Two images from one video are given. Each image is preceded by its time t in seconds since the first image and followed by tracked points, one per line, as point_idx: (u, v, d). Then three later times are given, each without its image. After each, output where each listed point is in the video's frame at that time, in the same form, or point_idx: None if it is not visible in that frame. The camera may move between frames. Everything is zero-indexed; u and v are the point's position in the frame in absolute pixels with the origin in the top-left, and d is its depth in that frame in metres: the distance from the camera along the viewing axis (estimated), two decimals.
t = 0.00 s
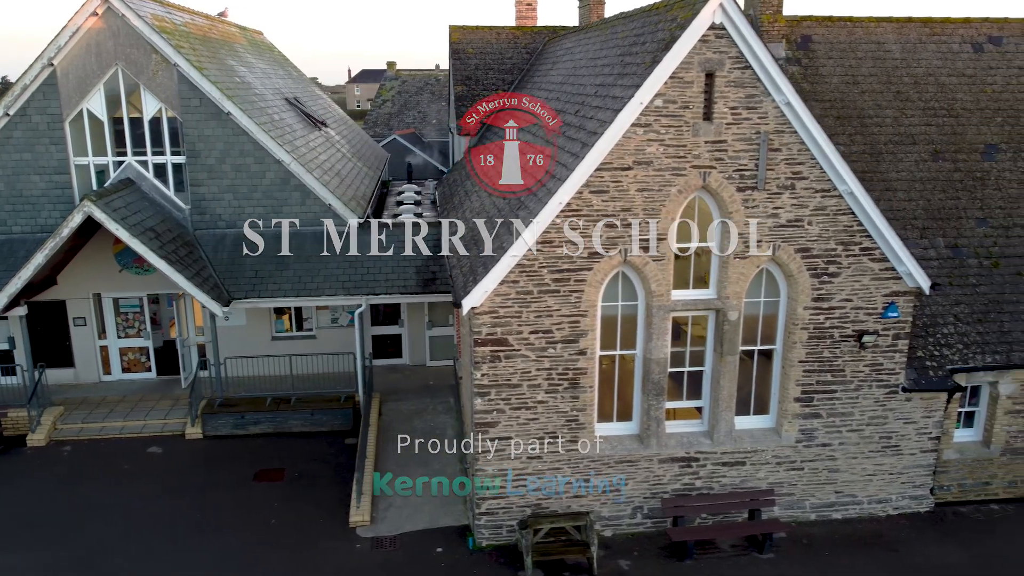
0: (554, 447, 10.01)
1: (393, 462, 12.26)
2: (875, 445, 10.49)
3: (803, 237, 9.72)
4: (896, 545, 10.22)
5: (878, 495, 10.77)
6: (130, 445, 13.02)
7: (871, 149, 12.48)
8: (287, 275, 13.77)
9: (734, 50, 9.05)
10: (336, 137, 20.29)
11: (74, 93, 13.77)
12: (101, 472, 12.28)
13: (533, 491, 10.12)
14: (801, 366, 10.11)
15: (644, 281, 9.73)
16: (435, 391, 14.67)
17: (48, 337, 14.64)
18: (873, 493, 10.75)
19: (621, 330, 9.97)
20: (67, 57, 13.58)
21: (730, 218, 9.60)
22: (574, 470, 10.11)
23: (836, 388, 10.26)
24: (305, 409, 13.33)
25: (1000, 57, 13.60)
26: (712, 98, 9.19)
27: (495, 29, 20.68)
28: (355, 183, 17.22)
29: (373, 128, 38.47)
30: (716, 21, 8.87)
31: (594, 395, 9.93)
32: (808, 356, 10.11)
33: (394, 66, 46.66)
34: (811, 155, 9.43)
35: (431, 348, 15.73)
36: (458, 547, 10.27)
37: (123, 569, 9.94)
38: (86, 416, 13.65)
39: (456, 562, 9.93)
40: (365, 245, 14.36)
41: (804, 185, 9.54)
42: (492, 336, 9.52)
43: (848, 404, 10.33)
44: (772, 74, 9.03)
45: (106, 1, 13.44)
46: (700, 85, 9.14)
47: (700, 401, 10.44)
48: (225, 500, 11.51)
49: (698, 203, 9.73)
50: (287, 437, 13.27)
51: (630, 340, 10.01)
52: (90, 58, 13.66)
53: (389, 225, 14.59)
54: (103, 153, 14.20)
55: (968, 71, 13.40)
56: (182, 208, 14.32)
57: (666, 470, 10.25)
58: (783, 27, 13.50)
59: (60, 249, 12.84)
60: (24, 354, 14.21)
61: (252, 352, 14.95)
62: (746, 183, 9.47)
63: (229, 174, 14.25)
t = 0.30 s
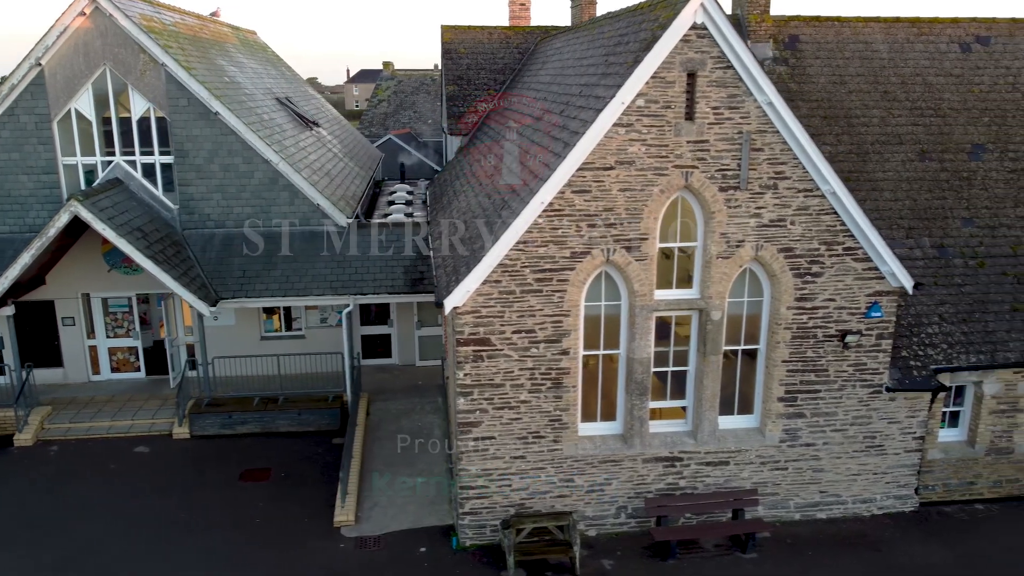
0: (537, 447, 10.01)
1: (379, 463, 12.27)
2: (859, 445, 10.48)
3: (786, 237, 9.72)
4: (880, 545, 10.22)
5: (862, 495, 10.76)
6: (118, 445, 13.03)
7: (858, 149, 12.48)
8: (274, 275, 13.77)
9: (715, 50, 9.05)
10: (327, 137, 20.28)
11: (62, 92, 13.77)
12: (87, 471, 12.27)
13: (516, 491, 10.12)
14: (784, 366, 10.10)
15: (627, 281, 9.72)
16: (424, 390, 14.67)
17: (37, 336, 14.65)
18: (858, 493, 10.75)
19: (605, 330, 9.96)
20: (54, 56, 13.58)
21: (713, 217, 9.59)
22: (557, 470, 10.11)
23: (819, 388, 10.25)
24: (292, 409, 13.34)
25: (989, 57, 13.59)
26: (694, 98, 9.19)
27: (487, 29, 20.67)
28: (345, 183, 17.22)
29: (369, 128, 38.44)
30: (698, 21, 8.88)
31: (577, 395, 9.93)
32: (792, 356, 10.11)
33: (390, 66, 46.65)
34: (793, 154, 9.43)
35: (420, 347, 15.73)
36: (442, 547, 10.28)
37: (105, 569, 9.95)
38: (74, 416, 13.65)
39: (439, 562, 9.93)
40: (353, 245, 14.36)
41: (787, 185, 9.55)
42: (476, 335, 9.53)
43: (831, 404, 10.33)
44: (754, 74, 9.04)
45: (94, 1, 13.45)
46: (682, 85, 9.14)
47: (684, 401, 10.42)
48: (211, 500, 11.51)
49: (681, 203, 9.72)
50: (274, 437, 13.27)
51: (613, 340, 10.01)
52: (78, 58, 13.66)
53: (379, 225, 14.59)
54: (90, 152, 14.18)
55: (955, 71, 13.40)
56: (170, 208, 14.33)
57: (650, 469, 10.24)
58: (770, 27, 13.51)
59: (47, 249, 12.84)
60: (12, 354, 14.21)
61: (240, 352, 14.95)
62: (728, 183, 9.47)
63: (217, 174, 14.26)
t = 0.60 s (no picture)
0: (520, 446, 10.00)
1: (365, 463, 12.27)
2: (843, 445, 10.48)
3: (768, 237, 9.72)
4: (863, 546, 10.22)
5: (846, 494, 10.76)
6: (105, 445, 13.03)
7: (844, 149, 12.48)
8: (262, 275, 13.78)
9: (696, 50, 9.06)
10: (319, 137, 20.26)
11: (50, 92, 13.79)
12: (73, 471, 12.28)
13: (499, 490, 10.12)
14: (767, 366, 10.10)
15: (608, 281, 9.72)
16: (412, 390, 14.67)
17: (25, 336, 14.66)
18: (841, 493, 10.75)
19: (587, 330, 9.95)
20: (41, 57, 13.60)
21: (695, 217, 9.59)
22: (541, 470, 10.11)
23: (802, 388, 10.25)
24: (279, 409, 13.35)
25: (977, 57, 13.57)
26: (675, 98, 9.20)
27: (478, 29, 20.64)
28: (335, 183, 17.22)
29: (364, 129, 38.43)
30: (678, 21, 8.88)
31: (560, 395, 9.93)
32: (775, 356, 10.10)
33: (387, 66, 46.67)
34: (774, 154, 9.44)
35: (409, 347, 15.74)
36: (425, 547, 10.28)
37: (88, 569, 9.94)
38: (61, 416, 13.65)
39: (421, 562, 9.93)
40: (341, 245, 14.37)
41: (769, 185, 9.55)
42: (458, 335, 9.53)
43: (814, 404, 10.33)
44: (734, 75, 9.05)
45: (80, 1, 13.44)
46: (663, 85, 9.15)
47: (667, 401, 10.42)
48: (196, 500, 11.52)
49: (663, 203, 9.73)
50: (261, 437, 13.27)
51: (596, 340, 10.01)
52: (65, 59, 13.67)
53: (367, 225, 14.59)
54: (78, 152, 14.18)
55: (943, 71, 13.39)
56: (158, 208, 14.33)
57: (632, 469, 10.24)
58: (757, 27, 13.45)
59: (34, 249, 12.84)
60: None
61: (229, 352, 14.95)
62: (710, 183, 9.48)
63: (205, 174, 14.26)
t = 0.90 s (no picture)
0: (502, 446, 10.00)
1: (350, 463, 12.27)
2: (826, 444, 10.48)
3: (749, 237, 9.72)
4: (845, 546, 10.22)
5: (829, 494, 10.77)
6: (91, 445, 13.02)
7: (830, 148, 12.47)
8: (248, 275, 13.78)
9: (676, 50, 9.06)
10: (310, 137, 20.26)
11: (36, 92, 13.79)
12: (58, 470, 12.27)
13: (481, 490, 10.12)
14: (750, 366, 10.09)
15: (590, 281, 9.71)
16: (399, 390, 14.67)
17: (13, 336, 14.66)
18: (825, 493, 10.75)
19: (569, 330, 9.94)
20: (27, 57, 13.60)
21: (676, 217, 9.59)
22: (523, 470, 10.11)
23: (785, 388, 10.25)
24: (265, 409, 13.35)
25: (962, 57, 13.59)
26: (655, 99, 9.20)
27: (469, 29, 20.57)
28: (325, 184, 17.23)
29: (359, 129, 38.44)
30: (658, 21, 8.87)
31: (542, 395, 9.93)
32: (757, 356, 10.09)
33: (383, 66, 46.72)
34: (755, 154, 9.44)
35: (397, 347, 15.73)
36: (408, 547, 10.28)
37: (69, 569, 9.94)
38: (48, 416, 13.64)
39: (403, 562, 9.94)
40: (329, 245, 14.37)
41: (750, 185, 9.55)
42: (439, 335, 9.54)
43: (797, 404, 10.33)
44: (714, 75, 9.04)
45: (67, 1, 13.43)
46: (643, 85, 9.15)
47: (650, 401, 10.40)
48: (180, 500, 11.51)
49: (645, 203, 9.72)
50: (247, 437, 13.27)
51: (578, 340, 9.99)
52: (52, 59, 13.67)
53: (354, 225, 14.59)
54: (65, 152, 14.18)
55: (928, 72, 13.40)
56: (145, 208, 14.33)
57: (615, 469, 10.23)
58: (743, 27, 13.47)
59: (20, 249, 12.84)
60: None
61: (217, 352, 14.95)
62: (691, 183, 9.48)
63: (192, 174, 14.25)
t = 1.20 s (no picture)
0: (483, 446, 10.00)
1: (335, 464, 12.27)
2: (808, 444, 10.48)
3: (730, 237, 9.72)
4: (827, 546, 10.22)
5: (811, 495, 10.77)
6: (77, 445, 13.02)
7: (815, 148, 12.47)
8: (235, 275, 13.78)
9: (656, 50, 9.06)
10: (301, 137, 20.25)
11: (22, 92, 13.79)
12: (42, 470, 12.27)
13: (462, 490, 10.13)
14: (731, 366, 10.08)
15: (570, 281, 9.70)
16: (386, 391, 14.67)
17: None
18: (807, 493, 10.75)
19: (550, 330, 9.92)
20: (13, 57, 13.60)
21: (658, 217, 9.58)
22: (505, 470, 10.10)
23: (767, 388, 10.24)
24: (251, 409, 13.35)
25: (949, 59, 13.41)
26: (635, 99, 9.20)
27: (460, 29, 20.44)
28: (315, 184, 17.23)
29: (354, 129, 38.40)
30: (637, 21, 8.88)
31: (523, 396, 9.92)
32: (739, 356, 10.08)
33: (378, 66, 46.73)
34: (735, 154, 9.44)
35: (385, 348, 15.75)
36: (390, 548, 10.28)
37: (50, 569, 9.93)
38: (34, 416, 13.64)
39: (384, 562, 9.94)
40: (316, 246, 14.37)
41: (730, 186, 9.55)
42: (420, 334, 9.53)
43: (779, 404, 10.31)
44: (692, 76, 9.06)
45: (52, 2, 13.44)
46: (623, 85, 9.15)
47: (632, 402, 10.37)
48: (164, 500, 11.51)
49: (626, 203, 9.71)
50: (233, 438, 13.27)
51: (559, 340, 9.95)
52: (38, 60, 13.68)
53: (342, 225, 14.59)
54: (52, 152, 14.17)
55: (915, 72, 13.29)
56: (132, 208, 14.32)
57: (597, 469, 10.22)
58: (729, 27, 13.39)
59: (6, 249, 12.84)
60: None
61: (204, 352, 14.95)
62: (671, 183, 9.48)
63: (179, 174, 14.25)
